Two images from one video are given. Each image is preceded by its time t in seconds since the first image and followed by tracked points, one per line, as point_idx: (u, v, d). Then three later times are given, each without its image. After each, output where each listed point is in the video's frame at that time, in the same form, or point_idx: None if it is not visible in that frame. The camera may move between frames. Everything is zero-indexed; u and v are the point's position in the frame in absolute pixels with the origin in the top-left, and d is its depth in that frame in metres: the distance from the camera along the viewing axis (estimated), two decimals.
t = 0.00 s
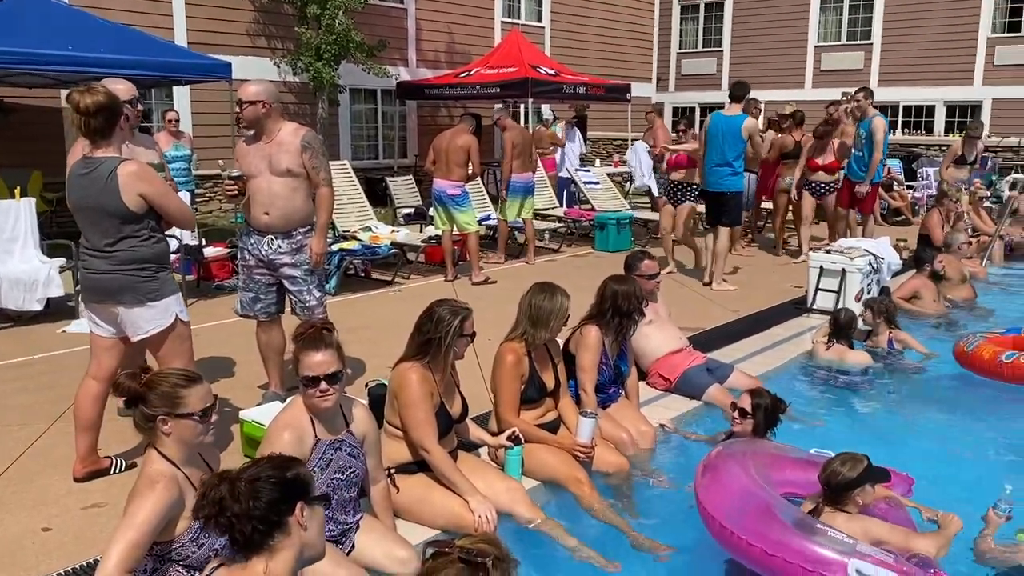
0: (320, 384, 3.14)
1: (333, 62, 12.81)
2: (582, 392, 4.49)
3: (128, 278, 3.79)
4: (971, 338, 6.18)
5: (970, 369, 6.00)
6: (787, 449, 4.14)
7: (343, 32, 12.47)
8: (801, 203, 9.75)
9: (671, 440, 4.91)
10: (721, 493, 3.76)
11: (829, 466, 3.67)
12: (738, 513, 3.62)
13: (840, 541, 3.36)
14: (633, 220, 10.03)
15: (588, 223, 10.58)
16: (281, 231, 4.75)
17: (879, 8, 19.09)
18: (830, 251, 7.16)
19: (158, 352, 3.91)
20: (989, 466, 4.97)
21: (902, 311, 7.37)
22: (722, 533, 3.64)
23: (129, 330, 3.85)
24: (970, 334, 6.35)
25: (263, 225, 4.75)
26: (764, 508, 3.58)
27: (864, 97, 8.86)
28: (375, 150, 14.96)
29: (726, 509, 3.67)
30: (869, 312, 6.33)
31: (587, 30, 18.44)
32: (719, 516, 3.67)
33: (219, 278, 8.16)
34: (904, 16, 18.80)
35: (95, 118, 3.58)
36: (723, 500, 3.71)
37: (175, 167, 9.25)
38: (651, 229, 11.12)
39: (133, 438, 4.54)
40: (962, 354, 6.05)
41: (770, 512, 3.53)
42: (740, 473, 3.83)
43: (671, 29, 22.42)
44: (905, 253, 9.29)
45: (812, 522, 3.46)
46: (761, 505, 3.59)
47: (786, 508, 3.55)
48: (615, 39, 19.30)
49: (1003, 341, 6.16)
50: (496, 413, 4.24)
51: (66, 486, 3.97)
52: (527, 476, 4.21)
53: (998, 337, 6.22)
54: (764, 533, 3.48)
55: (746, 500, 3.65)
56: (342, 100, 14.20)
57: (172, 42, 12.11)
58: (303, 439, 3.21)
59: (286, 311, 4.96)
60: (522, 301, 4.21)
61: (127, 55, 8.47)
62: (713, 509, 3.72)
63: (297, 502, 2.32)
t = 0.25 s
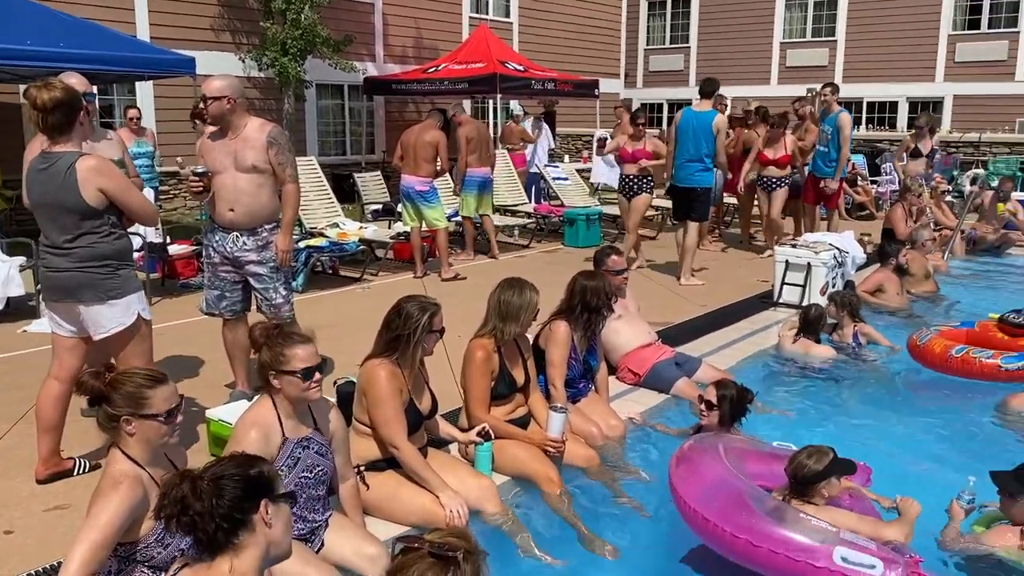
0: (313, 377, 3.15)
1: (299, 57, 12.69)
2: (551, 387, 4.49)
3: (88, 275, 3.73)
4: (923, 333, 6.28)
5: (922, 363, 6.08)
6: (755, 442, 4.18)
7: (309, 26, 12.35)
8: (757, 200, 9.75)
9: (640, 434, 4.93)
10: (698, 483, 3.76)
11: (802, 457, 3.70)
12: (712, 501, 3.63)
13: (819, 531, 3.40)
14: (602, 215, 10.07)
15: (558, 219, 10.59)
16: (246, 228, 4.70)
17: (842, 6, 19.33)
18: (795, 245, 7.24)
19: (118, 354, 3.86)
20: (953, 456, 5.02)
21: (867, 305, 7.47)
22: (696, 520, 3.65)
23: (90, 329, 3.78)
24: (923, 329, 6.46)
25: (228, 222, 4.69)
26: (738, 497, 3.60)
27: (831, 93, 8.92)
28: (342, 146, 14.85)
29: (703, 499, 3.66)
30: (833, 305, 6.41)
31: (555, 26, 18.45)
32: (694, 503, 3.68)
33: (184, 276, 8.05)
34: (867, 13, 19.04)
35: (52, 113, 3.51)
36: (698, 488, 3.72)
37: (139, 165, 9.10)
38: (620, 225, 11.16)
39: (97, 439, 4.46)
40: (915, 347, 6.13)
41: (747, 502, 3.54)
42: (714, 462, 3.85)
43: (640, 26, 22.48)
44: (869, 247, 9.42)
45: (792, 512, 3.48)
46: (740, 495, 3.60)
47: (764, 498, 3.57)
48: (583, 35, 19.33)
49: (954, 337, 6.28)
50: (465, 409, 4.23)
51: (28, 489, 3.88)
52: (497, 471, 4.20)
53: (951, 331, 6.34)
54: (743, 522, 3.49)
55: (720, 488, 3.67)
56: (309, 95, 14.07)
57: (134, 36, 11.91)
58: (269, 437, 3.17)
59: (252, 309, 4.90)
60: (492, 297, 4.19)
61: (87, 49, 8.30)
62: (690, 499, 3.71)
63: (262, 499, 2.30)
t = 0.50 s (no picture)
0: (288, 375, 3.15)
1: (269, 53, 12.60)
2: (521, 383, 4.50)
3: (43, 273, 3.68)
4: (879, 327, 6.37)
5: (877, 356, 6.20)
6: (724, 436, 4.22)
7: (279, 23, 12.26)
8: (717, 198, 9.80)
9: (610, 429, 4.96)
10: (671, 481, 3.79)
11: (771, 449, 3.72)
12: (685, 499, 3.67)
13: (791, 522, 3.42)
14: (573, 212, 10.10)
15: (529, 216, 10.61)
16: (214, 226, 4.66)
17: (810, 4, 19.53)
18: (764, 241, 7.33)
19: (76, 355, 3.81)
20: (917, 447, 5.09)
21: (833, 299, 7.57)
22: (673, 519, 3.69)
23: (45, 327, 3.74)
24: (882, 324, 6.55)
25: (196, 220, 4.65)
26: (708, 491, 3.63)
27: (800, 91, 9.06)
28: (313, 143, 14.78)
29: (677, 498, 3.70)
30: (800, 300, 6.49)
31: (527, 23, 18.45)
32: (669, 503, 3.72)
33: (152, 275, 7.97)
34: (835, 12, 19.25)
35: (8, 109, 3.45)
36: (671, 486, 3.75)
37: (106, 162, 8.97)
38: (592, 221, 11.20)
39: (63, 440, 4.40)
40: (870, 341, 6.25)
41: (716, 495, 3.57)
42: (686, 457, 3.87)
43: (611, 23, 22.55)
44: (836, 243, 9.55)
45: (763, 503, 3.50)
46: (710, 489, 3.63)
47: (734, 490, 3.59)
48: (554, 32, 19.35)
49: (912, 331, 6.36)
50: (436, 406, 4.23)
51: None
52: (468, 468, 4.21)
53: (909, 326, 6.42)
54: (714, 517, 3.52)
55: (691, 485, 3.70)
56: (279, 92, 13.98)
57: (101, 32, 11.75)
58: (238, 435, 3.15)
59: (220, 307, 4.87)
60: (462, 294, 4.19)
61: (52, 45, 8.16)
62: (666, 499, 3.75)
63: (222, 498, 2.28)
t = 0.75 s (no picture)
0: (245, 377, 3.13)
1: (233, 50, 12.46)
2: (485, 380, 4.50)
3: None
4: (829, 324, 6.45)
5: (827, 352, 6.27)
6: (689, 426, 4.24)
7: (243, 19, 12.13)
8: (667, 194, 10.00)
9: (574, 424, 4.99)
10: (636, 474, 3.80)
11: (734, 441, 3.74)
12: (647, 493, 3.69)
13: (752, 514, 3.44)
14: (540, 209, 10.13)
15: (497, 214, 10.62)
16: (175, 223, 4.61)
17: (775, 3, 19.70)
18: (727, 237, 7.41)
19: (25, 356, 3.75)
20: (876, 438, 5.17)
21: (795, 294, 7.68)
22: (637, 513, 3.72)
23: None
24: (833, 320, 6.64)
25: (156, 217, 4.59)
26: (670, 485, 3.64)
27: (761, 91, 9.07)
28: (279, 141, 14.65)
29: (641, 491, 3.72)
30: (761, 296, 6.57)
31: (493, 21, 18.43)
32: (633, 496, 3.74)
33: (114, 274, 7.86)
34: (798, 11, 19.44)
35: None
36: (635, 479, 3.78)
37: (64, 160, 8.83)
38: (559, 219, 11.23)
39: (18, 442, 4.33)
40: (819, 337, 6.32)
41: (678, 488, 3.59)
42: (650, 449, 3.89)
43: (578, 21, 22.51)
44: (798, 238, 9.67)
45: (724, 495, 3.52)
46: (673, 482, 3.64)
47: (697, 482, 3.61)
48: (521, 30, 19.33)
49: (862, 328, 6.45)
50: (399, 403, 4.22)
51: None
52: (430, 465, 4.20)
53: (858, 323, 6.50)
54: (675, 510, 3.55)
55: (654, 478, 3.72)
56: (244, 89, 13.84)
57: (59, 28, 11.54)
58: (195, 435, 3.12)
59: (180, 306, 4.82)
60: (427, 291, 4.18)
61: (8, 41, 8.00)
62: (631, 492, 3.77)
63: (172, 497, 2.27)
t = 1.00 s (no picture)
0: (206, 376, 3.09)
1: (200, 48, 12.35)
2: (452, 378, 4.50)
3: None
4: (783, 320, 6.51)
5: (779, 349, 6.32)
6: (654, 421, 4.27)
7: (210, 17, 12.03)
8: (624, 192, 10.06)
9: (541, 421, 5.01)
10: (600, 469, 3.82)
11: (696, 436, 3.78)
12: (612, 489, 3.71)
13: (714, 507, 3.49)
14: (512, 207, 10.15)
15: (468, 212, 10.63)
16: (138, 222, 4.57)
17: (743, 2, 19.87)
18: (694, 234, 7.48)
19: None
20: (839, 432, 5.25)
21: (761, 290, 7.76)
22: (602, 508, 3.73)
23: None
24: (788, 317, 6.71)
25: (119, 216, 4.55)
26: (635, 481, 3.66)
27: (726, 88, 9.24)
28: (248, 139, 14.55)
29: (606, 487, 3.73)
30: (726, 292, 6.66)
31: (463, 20, 18.41)
32: (597, 492, 3.76)
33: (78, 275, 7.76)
34: (766, 11, 19.62)
35: None
36: (600, 475, 3.80)
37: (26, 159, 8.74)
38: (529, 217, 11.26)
39: None
40: (772, 334, 6.37)
41: (643, 484, 3.61)
42: (615, 445, 3.91)
43: (549, 20, 22.52)
44: (765, 236, 9.78)
45: (688, 490, 3.55)
46: (638, 478, 3.67)
47: (661, 478, 3.63)
48: (491, 28, 19.34)
49: (817, 325, 6.51)
50: (365, 402, 4.21)
51: None
52: (397, 464, 4.20)
53: (813, 320, 6.57)
54: (640, 505, 3.57)
55: (619, 474, 3.73)
56: (212, 88, 13.73)
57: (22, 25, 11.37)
58: (157, 436, 3.10)
59: (144, 307, 4.78)
60: (394, 289, 4.17)
61: None
62: (595, 488, 3.78)
63: (128, 501, 2.26)
